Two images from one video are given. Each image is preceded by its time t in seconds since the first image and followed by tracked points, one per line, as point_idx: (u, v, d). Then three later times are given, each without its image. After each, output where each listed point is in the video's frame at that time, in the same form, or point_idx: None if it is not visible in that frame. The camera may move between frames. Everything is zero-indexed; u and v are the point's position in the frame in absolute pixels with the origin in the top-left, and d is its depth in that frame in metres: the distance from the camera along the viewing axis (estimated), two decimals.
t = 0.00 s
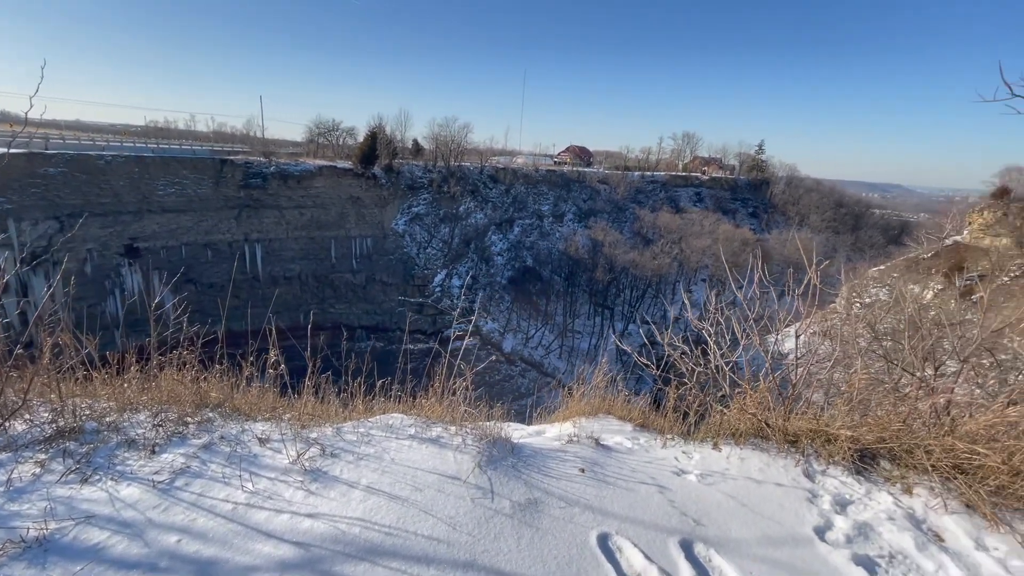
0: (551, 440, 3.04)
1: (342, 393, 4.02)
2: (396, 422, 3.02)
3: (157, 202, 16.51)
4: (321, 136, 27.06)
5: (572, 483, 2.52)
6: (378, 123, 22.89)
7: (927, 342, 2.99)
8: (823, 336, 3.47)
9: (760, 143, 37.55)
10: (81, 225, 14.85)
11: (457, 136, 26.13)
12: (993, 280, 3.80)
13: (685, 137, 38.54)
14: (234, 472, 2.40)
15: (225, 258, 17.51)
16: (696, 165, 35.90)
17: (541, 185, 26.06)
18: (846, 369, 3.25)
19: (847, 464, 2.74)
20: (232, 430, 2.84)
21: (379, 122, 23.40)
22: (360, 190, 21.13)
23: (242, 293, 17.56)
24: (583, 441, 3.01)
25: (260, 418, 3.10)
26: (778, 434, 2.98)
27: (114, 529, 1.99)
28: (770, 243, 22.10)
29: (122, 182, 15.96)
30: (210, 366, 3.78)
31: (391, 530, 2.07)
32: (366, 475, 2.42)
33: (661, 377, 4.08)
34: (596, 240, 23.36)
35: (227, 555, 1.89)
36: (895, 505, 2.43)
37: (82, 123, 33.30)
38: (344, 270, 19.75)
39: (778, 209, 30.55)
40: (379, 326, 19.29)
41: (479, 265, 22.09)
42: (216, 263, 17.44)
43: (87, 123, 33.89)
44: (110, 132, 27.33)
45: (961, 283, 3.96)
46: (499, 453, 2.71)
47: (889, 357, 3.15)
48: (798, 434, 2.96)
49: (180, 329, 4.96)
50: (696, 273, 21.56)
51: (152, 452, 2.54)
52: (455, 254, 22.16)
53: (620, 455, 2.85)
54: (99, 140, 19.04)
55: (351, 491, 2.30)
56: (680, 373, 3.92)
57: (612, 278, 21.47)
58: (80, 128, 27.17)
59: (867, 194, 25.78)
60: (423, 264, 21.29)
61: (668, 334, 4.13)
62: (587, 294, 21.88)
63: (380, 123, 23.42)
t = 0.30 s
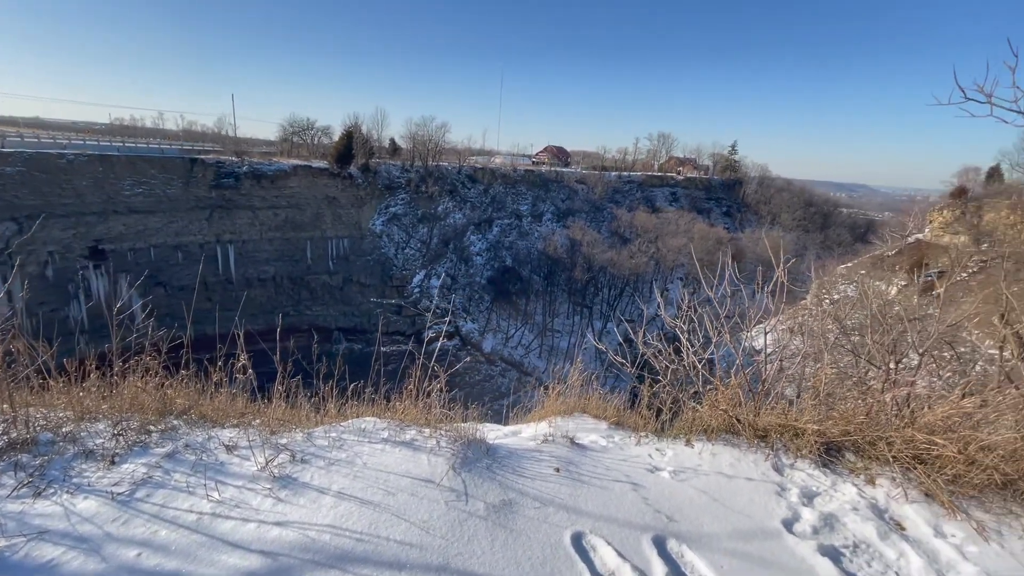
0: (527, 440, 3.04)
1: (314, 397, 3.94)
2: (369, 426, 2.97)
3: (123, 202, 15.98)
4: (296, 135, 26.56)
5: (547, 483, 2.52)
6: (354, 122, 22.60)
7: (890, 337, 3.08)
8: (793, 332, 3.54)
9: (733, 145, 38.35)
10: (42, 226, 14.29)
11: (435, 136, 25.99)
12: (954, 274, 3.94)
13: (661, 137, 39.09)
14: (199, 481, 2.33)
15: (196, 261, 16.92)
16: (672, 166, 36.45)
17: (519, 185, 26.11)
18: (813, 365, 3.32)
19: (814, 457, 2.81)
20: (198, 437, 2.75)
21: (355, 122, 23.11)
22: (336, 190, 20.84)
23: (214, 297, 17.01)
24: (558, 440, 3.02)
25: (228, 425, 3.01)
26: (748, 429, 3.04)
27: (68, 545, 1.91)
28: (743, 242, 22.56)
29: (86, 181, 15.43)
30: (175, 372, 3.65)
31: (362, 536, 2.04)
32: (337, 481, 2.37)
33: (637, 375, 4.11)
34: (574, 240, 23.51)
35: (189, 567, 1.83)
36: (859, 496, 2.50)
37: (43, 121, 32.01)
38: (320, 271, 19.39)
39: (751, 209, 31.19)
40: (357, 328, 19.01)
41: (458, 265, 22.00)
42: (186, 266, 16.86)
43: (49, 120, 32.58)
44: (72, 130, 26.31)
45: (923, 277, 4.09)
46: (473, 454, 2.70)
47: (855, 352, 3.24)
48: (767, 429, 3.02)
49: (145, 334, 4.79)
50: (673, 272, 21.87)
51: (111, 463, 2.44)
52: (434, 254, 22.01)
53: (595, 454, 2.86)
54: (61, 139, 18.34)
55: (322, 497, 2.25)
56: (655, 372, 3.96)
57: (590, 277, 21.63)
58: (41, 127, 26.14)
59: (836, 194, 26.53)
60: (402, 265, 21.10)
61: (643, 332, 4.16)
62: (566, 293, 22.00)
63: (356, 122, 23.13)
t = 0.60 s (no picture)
0: (503, 441, 3.03)
1: (284, 402, 3.84)
2: (341, 430, 2.92)
3: (85, 203, 15.39)
4: (268, 134, 25.93)
5: (522, 484, 2.51)
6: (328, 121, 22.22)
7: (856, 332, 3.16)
8: (763, 328, 3.62)
9: (706, 145, 39.06)
10: None
11: (411, 135, 25.74)
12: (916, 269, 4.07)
13: (636, 138, 39.58)
14: (162, 492, 2.25)
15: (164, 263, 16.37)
16: (647, 165, 36.93)
17: (497, 185, 26.08)
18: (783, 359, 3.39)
19: (783, 451, 2.87)
20: (160, 446, 2.65)
21: (329, 121, 22.73)
22: (310, 190, 20.43)
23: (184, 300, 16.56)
24: (533, 440, 3.02)
25: (193, 433, 2.91)
26: (720, 425, 3.09)
27: (20, 564, 1.82)
28: (716, 240, 23.01)
29: (45, 181, 14.84)
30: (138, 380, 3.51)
31: (333, 543, 1.99)
32: (308, 487, 2.32)
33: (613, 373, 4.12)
34: (552, 240, 23.59)
35: None
36: (825, 487, 2.57)
37: None
38: (294, 272, 18.99)
39: (724, 208, 31.78)
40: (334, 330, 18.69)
41: (436, 266, 21.85)
42: (154, 269, 16.34)
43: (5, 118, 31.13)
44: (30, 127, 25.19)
45: (887, 273, 4.22)
46: (449, 456, 2.67)
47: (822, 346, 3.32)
48: (738, 424, 3.08)
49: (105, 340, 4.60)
50: (649, 270, 22.14)
51: (67, 476, 2.34)
52: (411, 255, 21.79)
53: (570, 453, 2.87)
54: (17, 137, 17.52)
55: (292, 505, 2.19)
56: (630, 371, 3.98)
57: (568, 276, 21.74)
58: None
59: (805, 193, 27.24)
60: (378, 266, 20.84)
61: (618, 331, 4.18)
62: (545, 293, 22.07)
63: (330, 122, 22.75)
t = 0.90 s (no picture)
0: (478, 441, 3.03)
1: (255, 409, 3.75)
2: (313, 435, 2.87)
3: (45, 204, 14.83)
4: (239, 133, 25.29)
5: (498, 484, 2.52)
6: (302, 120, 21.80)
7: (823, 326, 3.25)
8: (735, 325, 3.70)
9: (680, 145, 39.70)
10: None
11: (387, 134, 25.47)
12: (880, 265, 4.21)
13: (612, 138, 40.01)
14: (126, 504, 2.17)
15: (130, 266, 15.88)
16: (623, 165, 37.36)
17: (474, 184, 26.02)
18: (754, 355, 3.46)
19: (752, 444, 2.94)
20: (123, 457, 2.56)
21: (302, 120, 22.32)
22: (284, 189, 19.98)
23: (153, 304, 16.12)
24: (510, 440, 3.02)
25: (160, 442, 2.83)
26: (692, 420, 3.14)
27: None
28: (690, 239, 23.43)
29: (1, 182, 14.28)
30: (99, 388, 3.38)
31: (306, 551, 1.96)
32: (279, 494, 2.28)
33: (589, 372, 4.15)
34: (530, 239, 23.63)
35: None
36: (793, 479, 2.64)
37: None
38: (268, 274, 18.57)
39: (697, 207, 32.35)
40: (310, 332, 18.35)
41: (414, 266, 21.69)
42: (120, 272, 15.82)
43: None
44: None
45: (854, 268, 4.35)
46: (424, 459, 2.66)
47: (791, 341, 3.41)
48: (710, 419, 3.14)
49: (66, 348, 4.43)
50: (626, 268, 22.38)
51: (23, 491, 2.24)
52: (389, 256, 21.56)
53: (546, 452, 2.88)
54: None
55: (263, 513, 2.15)
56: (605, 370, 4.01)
57: (547, 275, 21.77)
58: None
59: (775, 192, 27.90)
60: (355, 267, 20.55)
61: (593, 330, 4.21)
62: (524, 292, 22.12)
63: (304, 121, 22.34)
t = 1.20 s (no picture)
0: (455, 443, 3.01)
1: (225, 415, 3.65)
2: (285, 441, 2.81)
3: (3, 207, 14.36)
4: (210, 132, 24.65)
5: (473, 485, 2.51)
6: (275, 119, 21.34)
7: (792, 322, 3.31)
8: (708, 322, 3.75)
9: (656, 145, 40.20)
10: None
11: (364, 134, 25.16)
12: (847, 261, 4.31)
13: (589, 138, 40.32)
14: (85, 517, 2.09)
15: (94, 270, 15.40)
16: (600, 165, 37.68)
17: (453, 184, 25.90)
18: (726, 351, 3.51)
19: (724, 439, 2.99)
20: (82, 469, 2.47)
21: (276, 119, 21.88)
22: (257, 189, 19.42)
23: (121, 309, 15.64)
24: (486, 441, 3.01)
25: (123, 452, 2.73)
26: (666, 417, 3.17)
27: None
28: (667, 238, 23.73)
29: None
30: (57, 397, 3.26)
31: (275, 559, 1.92)
32: (248, 503, 2.22)
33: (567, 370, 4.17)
34: (510, 239, 23.60)
35: None
36: (763, 472, 2.70)
37: None
38: (242, 277, 18.07)
39: (673, 206, 32.79)
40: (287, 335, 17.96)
41: (393, 266, 21.47)
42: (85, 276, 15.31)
43: None
44: None
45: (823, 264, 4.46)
46: (399, 462, 2.62)
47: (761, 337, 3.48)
48: (683, 415, 3.18)
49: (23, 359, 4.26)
50: (605, 267, 22.53)
51: None
52: (367, 257, 21.29)
53: (522, 452, 2.88)
54: None
55: (231, 522, 2.09)
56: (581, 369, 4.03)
57: (527, 275, 21.66)
58: None
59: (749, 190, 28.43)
60: (332, 268, 20.23)
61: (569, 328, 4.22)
62: (504, 292, 22.12)
63: (277, 120, 21.91)
